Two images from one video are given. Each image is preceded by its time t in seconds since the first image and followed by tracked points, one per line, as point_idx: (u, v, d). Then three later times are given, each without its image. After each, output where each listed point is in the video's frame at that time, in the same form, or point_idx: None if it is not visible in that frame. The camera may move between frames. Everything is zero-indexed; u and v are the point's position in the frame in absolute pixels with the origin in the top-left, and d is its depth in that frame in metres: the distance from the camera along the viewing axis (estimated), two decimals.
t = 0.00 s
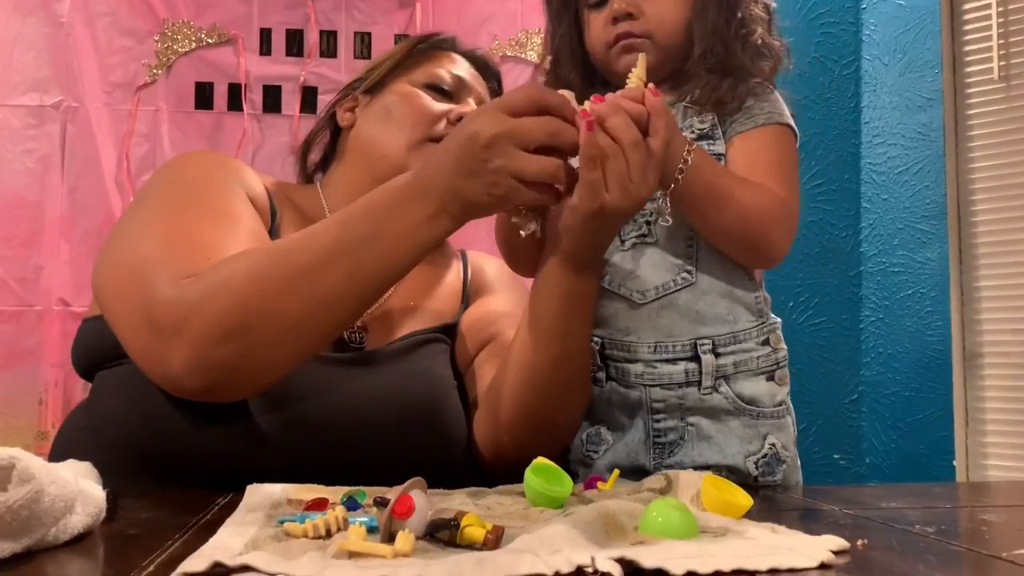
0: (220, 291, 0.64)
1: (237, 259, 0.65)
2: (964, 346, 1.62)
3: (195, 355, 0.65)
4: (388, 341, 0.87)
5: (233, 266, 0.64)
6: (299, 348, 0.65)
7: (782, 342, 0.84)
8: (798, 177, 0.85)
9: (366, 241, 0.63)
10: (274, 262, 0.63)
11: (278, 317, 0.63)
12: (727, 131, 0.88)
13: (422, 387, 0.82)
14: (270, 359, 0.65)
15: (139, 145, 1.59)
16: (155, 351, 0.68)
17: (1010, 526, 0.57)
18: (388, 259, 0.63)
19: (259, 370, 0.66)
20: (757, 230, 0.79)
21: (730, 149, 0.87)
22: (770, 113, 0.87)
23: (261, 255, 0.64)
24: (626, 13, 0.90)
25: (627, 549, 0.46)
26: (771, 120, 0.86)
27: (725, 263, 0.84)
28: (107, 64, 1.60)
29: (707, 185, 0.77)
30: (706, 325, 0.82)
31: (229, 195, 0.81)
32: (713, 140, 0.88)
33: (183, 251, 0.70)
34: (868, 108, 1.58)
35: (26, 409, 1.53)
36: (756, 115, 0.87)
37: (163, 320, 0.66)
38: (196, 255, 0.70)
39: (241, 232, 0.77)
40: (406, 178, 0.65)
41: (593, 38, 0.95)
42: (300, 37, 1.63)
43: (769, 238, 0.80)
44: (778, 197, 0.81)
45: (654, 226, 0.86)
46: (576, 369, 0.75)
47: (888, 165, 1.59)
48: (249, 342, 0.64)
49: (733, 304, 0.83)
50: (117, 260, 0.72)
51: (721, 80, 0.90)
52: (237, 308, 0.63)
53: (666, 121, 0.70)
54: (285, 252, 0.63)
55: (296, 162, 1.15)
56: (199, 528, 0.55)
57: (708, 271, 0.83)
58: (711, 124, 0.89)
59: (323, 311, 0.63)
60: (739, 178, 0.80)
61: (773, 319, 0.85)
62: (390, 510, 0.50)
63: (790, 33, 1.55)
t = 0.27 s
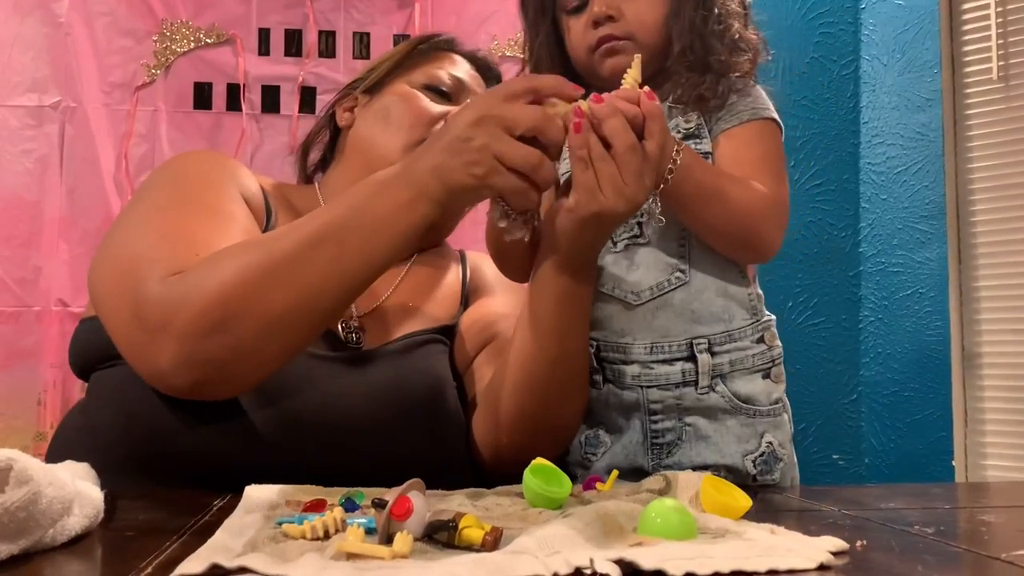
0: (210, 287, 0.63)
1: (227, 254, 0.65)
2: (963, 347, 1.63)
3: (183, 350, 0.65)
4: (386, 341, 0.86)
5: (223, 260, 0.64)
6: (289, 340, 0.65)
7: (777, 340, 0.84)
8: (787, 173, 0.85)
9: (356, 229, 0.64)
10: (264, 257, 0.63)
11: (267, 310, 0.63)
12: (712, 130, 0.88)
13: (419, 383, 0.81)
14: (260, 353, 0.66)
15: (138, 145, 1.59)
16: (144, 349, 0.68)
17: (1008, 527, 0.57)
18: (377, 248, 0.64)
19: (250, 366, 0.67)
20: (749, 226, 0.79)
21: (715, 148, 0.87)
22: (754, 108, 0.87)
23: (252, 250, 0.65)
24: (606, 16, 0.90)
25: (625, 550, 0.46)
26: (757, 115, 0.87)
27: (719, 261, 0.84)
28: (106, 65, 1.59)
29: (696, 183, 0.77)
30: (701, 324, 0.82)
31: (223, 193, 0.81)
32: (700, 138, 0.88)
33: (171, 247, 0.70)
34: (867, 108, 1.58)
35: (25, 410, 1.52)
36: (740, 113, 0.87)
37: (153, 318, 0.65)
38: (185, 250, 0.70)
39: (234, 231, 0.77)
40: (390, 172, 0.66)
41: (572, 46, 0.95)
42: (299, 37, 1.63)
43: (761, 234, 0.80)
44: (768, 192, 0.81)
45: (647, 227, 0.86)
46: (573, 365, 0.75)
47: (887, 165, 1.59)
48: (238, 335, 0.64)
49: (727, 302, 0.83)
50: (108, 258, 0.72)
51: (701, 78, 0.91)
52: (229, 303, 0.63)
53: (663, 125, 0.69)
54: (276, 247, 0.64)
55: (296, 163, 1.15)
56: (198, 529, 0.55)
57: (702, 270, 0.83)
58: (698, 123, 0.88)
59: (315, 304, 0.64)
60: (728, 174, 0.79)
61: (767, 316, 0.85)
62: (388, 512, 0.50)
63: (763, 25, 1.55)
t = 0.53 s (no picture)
0: (201, 298, 0.63)
1: (221, 266, 0.65)
2: (962, 348, 1.64)
3: (173, 365, 0.65)
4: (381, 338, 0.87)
5: (216, 273, 0.64)
6: (278, 357, 0.65)
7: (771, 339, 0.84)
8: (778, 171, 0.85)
9: (346, 251, 0.62)
10: (257, 268, 0.63)
11: (256, 327, 0.63)
12: (703, 129, 0.88)
13: (416, 379, 0.81)
14: (249, 367, 0.65)
15: (137, 146, 1.59)
16: (135, 359, 0.67)
17: (1007, 526, 0.57)
18: (370, 262, 0.63)
19: (243, 376, 0.66)
20: (740, 223, 0.79)
21: (707, 146, 0.87)
22: (746, 107, 0.86)
23: (245, 262, 0.64)
24: (599, 15, 0.91)
25: (623, 550, 0.46)
26: (748, 113, 0.86)
27: (712, 260, 0.84)
28: (104, 65, 1.59)
29: (686, 181, 0.77)
30: (695, 324, 0.82)
31: (216, 199, 0.79)
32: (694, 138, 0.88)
33: (163, 254, 0.69)
34: (866, 108, 1.57)
35: (23, 411, 1.52)
36: (731, 110, 0.87)
37: (144, 328, 0.65)
38: (176, 259, 0.69)
39: (226, 238, 0.75)
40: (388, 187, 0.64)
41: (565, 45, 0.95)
42: (298, 37, 1.63)
43: (751, 231, 0.80)
44: (758, 189, 0.81)
45: (638, 226, 0.86)
46: (565, 359, 0.76)
47: (886, 165, 1.58)
48: (227, 351, 0.64)
49: (721, 301, 0.82)
50: (99, 263, 0.71)
51: (692, 77, 0.91)
52: (219, 315, 0.63)
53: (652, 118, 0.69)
54: (269, 259, 0.63)
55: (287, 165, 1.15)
56: (195, 529, 0.55)
57: (694, 269, 0.83)
58: (689, 124, 0.88)
59: (305, 318, 0.63)
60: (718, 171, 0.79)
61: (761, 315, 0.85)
62: (387, 512, 0.49)
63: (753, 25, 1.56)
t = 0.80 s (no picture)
0: (195, 306, 0.63)
1: (216, 274, 0.65)
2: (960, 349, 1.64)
3: (166, 373, 0.65)
4: (378, 337, 0.86)
5: (209, 281, 0.64)
6: (271, 365, 0.65)
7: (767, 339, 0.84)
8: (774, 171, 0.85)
9: (340, 261, 0.62)
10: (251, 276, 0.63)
11: (247, 335, 0.63)
12: (699, 130, 0.88)
13: (414, 378, 0.81)
14: (243, 375, 0.65)
15: (135, 146, 1.59)
16: (129, 366, 0.67)
17: (1005, 527, 0.57)
18: (365, 269, 0.62)
19: (237, 383, 0.66)
20: (733, 223, 0.79)
21: (703, 146, 0.87)
22: (741, 106, 0.87)
23: (240, 269, 0.64)
24: (594, 15, 0.91)
25: (622, 550, 0.46)
26: (744, 112, 0.86)
27: (708, 260, 0.84)
28: (103, 65, 1.59)
29: (679, 180, 0.77)
30: (690, 325, 0.82)
31: (209, 202, 0.79)
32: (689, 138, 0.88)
33: (158, 258, 0.69)
34: (864, 108, 1.58)
35: (21, 411, 1.52)
36: (727, 109, 0.87)
37: (138, 335, 0.65)
38: (171, 263, 0.68)
39: (221, 241, 0.75)
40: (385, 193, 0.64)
41: (562, 46, 0.96)
42: (296, 37, 1.63)
43: (746, 231, 0.80)
44: (751, 188, 0.81)
45: (634, 226, 0.86)
46: (564, 358, 0.76)
47: (884, 165, 1.59)
48: (220, 359, 0.64)
49: (717, 302, 0.82)
50: (94, 265, 0.71)
51: (688, 76, 0.91)
52: (213, 324, 0.62)
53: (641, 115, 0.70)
54: (263, 267, 0.63)
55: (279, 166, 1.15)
56: (194, 530, 0.55)
57: (690, 269, 0.83)
58: (685, 123, 0.88)
59: (300, 327, 0.63)
60: (711, 172, 0.80)
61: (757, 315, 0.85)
62: (386, 512, 0.49)
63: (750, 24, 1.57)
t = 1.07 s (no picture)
0: (193, 309, 0.63)
1: (215, 276, 0.64)
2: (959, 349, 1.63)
3: (164, 376, 0.64)
4: (377, 337, 0.86)
5: (208, 284, 0.64)
6: (271, 368, 0.65)
7: (766, 338, 0.84)
8: (772, 170, 0.85)
9: (339, 266, 0.62)
10: (250, 279, 0.63)
11: (248, 337, 0.63)
12: (698, 129, 0.88)
13: (412, 378, 0.81)
14: (243, 378, 0.65)
15: (134, 145, 1.59)
16: (127, 370, 0.67)
17: (1004, 526, 0.57)
18: (365, 272, 0.62)
19: (237, 386, 0.66)
20: (729, 223, 0.79)
21: (701, 145, 0.87)
22: (740, 105, 0.87)
23: (239, 272, 0.64)
24: (588, 14, 0.90)
25: (622, 549, 0.46)
26: (743, 112, 0.86)
27: (705, 260, 0.83)
28: (101, 64, 1.59)
29: (676, 180, 0.77)
30: (689, 325, 0.82)
31: (207, 203, 0.78)
32: (688, 138, 0.88)
33: (157, 260, 0.68)
34: (863, 108, 1.60)
35: (19, 410, 1.52)
36: (725, 108, 0.87)
37: (135, 338, 0.65)
38: (169, 266, 0.68)
39: (218, 242, 0.74)
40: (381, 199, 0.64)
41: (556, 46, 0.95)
42: (295, 37, 1.63)
43: (743, 230, 0.80)
44: (747, 188, 0.81)
45: (632, 225, 0.86)
46: (565, 358, 0.76)
47: (882, 165, 1.60)
48: (220, 362, 0.64)
49: (715, 301, 0.82)
50: (92, 268, 0.70)
51: (684, 73, 0.91)
52: (211, 327, 0.62)
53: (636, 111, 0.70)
54: (263, 271, 0.63)
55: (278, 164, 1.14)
56: (193, 530, 0.55)
57: (689, 269, 0.83)
58: (683, 122, 0.88)
59: (299, 331, 0.63)
60: (708, 171, 0.80)
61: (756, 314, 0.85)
62: (385, 511, 0.49)
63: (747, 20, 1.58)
